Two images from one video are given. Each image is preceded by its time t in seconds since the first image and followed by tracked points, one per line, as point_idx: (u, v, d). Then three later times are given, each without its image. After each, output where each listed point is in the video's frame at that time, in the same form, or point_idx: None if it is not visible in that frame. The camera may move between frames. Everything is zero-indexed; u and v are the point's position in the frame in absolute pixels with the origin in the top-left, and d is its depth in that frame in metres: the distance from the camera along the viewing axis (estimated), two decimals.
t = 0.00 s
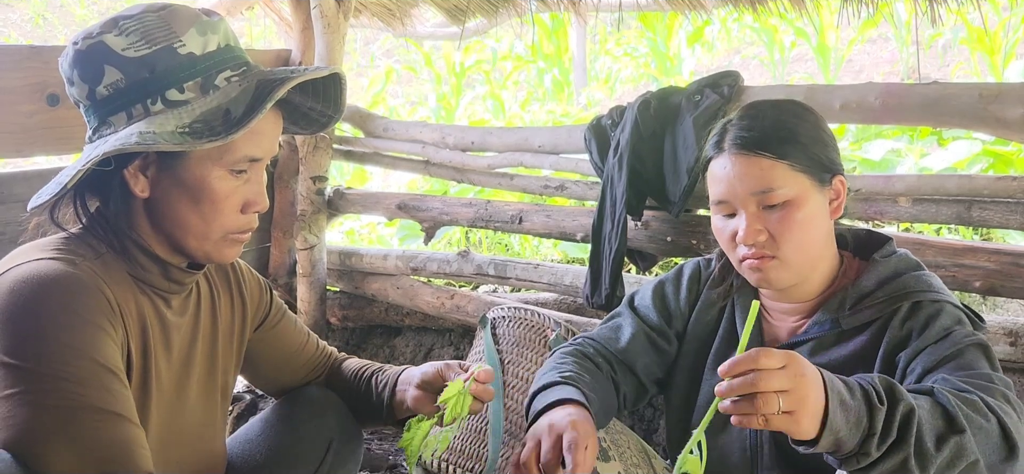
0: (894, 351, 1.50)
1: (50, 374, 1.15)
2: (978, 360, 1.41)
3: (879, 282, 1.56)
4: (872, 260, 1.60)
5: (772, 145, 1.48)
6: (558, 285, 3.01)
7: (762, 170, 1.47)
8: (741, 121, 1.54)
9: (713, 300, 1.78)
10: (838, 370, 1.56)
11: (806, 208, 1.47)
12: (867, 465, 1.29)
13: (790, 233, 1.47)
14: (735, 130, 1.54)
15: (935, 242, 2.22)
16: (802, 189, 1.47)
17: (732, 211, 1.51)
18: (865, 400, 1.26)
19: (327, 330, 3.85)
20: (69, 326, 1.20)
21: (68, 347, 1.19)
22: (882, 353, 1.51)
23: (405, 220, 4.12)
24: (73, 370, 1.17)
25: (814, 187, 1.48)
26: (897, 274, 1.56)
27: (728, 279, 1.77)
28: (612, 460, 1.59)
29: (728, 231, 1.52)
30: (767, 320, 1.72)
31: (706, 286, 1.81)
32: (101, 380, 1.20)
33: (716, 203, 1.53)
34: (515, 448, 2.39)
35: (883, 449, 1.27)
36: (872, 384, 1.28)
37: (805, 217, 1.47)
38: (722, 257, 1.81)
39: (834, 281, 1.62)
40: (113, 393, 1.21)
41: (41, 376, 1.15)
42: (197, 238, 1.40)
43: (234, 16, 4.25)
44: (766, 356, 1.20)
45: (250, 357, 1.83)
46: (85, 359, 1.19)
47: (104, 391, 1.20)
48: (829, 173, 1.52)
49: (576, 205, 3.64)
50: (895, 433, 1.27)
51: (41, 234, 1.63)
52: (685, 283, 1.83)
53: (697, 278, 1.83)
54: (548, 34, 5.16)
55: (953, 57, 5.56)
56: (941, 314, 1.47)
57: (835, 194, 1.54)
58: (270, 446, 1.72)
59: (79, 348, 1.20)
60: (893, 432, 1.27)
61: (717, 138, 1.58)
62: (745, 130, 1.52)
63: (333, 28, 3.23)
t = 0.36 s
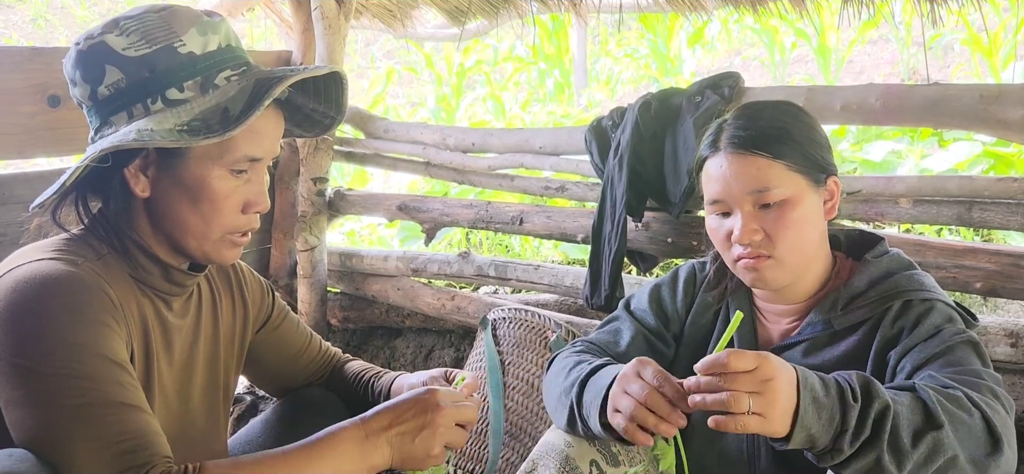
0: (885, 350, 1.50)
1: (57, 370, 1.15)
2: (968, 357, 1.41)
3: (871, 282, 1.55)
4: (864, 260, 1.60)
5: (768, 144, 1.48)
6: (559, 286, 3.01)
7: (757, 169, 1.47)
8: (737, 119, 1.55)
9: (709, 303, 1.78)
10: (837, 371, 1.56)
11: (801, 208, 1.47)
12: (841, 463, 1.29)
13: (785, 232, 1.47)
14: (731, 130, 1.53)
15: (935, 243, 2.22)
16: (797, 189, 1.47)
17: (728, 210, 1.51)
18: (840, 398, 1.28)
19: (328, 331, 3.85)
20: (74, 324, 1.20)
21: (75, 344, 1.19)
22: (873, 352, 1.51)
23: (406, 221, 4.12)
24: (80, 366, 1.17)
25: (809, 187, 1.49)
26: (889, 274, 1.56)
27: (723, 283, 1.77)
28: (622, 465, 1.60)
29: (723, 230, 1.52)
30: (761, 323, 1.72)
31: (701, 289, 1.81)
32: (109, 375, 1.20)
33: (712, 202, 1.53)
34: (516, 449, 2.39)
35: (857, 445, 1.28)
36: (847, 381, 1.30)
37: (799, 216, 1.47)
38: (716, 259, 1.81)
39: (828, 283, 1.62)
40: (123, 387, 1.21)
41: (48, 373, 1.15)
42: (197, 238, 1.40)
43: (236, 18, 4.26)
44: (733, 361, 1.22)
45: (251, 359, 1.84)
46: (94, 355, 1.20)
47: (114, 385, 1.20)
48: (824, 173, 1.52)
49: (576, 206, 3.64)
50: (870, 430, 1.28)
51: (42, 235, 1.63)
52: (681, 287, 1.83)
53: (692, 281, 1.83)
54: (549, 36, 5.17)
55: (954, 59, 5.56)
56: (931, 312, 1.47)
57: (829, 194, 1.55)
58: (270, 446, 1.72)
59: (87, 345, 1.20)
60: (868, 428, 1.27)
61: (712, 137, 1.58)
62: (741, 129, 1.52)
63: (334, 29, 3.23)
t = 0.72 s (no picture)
0: (888, 350, 1.50)
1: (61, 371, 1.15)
2: (970, 352, 1.41)
3: (870, 282, 1.55)
4: (862, 260, 1.60)
5: (769, 144, 1.48)
6: (560, 287, 3.01)
7: (759, 170, 1.47)
8: (737, 119, 1.55)
9: (708, 304, 1.78)
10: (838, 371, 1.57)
11: (802, 209, 1.47)
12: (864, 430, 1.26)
13: (785, 233, 1.47)
14: (731, 130, 1.53)
15: (937, 244, 2.22)
16: (798, 189, 1.47)
17: (728, 210, 1.51)
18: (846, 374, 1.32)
19: (329, 331, 3.85)
20: (77, 324, 1.20)
21: (79, 344, 1.19)
22: (876, 352, 1.51)
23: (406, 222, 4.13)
24: (83, 367, 1.17)
25: (809, 187, 1.49)
26: (888, 273, 1.56)
27: (722, 284, 1.77)
28: (623, 464, 1.57)
29: (723, 230, 1.52)
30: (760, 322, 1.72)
31: (700, 290, 1.81)
32: (112, 375, 1.20)
33: (712, 202, 1.53)
34: (516, 450, 2.39)
35: (879, 401, 1.27)
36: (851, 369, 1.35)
37: (800, 218, 1.47)
38: (714, 261, 1.81)
39: (827, 283, 1.62)
40: (127, 388, 1.21)
41: (51, 375, 1.15)
42: (199, 239, 1.40)
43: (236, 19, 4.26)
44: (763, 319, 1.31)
45: (250, 359, 1.84)
46: (97, 356, 1.20)
47: (117, 386, 1.20)
48: (824, 173, 1.52)
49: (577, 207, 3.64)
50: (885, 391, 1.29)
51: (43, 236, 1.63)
52: (680, 288, 1.84)
53: (691, 283, 1.83)
54: (550, 36, 5.17)
55: (954, 59, 5.56)
56: (932, 310, 1.47)
57: (829, 195, 1.55)
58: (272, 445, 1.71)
59: (90, 346, 1.20)
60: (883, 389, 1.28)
61: (713, 137, 1.58)
62: (741, 129, 1.52)
63: (335, 29, 3.23)
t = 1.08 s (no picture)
0: (892, 350, 1.50)
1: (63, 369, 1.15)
2: (973, 354, 1.41)
3: (874, 282, 1.55)
4: (866, 260, 1.60)
5: (785, 139, 1.49)
6: (561, 287, 3.01)
7: (774, 164, 1.48)
8: (755, 112, 1.55)
9: (711, 305, 1.78)
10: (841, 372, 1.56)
11: (815, 206, 1.47)
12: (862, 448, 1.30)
13: (797, 227, 1.46)
14: (749, 122, 1.54)
15: (937, 244, 2.22)
16: (812, 186, 1.48)
17: (741, 203, 1.51)
18: (850, 384, 1.32)
19: (330, 332, 3.85)
20: (77, 323, 1.20)
21: (80, 344, 1.19)
22: (880, 352, 1.51)
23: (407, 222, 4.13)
24: (83, 367, 1.17)
25: (823, 185, 1.49)
26: (891, 274, 1.56)
27: (725, 284, 1.76)
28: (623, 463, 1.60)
29: (734, 223, 1.52)
30: (765, 322, 1.71)
31: (703, 291, 1.80)
32: (112, 376, 1.20)
33: (725, 194, 1.54)
34: (517, 450, 2.38)
35: (876, 424, 1.29)
36: (856, 374, 1.35)
37: (813, 214, 1.47)
38: (717, 261, 1.81)
39: (832, 283, 1.61)
40: (128, 390, 1.21)
41: (52, 375, 1.14)
42: (200, 238, 1.39)
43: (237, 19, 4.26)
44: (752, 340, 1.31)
45: (251, 353, 1.85)
46: (97, 357, 1.19)
47: (117, 387, 1.20)
48: (836, 173, 1.53)
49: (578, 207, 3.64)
50: (886, 408, 1.29)
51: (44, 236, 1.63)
52: (682, 289, 1.83)
53: (693, 284, 1.83)
54: (550, 36, 5.17)
55: (954, 59, 5.56)
56: (936, 312, 1.47)
57: (839, 196, 1.56)
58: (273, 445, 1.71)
59: (89, 346, 1.19)
60: (883, 407, 1.29)
61: (729, 130, 1.58)
62: (759, 121, 1.53)
63: (335, 30, 3.23)
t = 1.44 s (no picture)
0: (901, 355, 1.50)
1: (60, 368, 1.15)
2: (981, 372, 1.41)
3: (886, 288, 1.56)
4: (878, 263, 1.59)
5: (789, 138, 1.49)
6: (561, 287, 3.01)
7: (779, 163, 1.48)
8: (760, 111, 1.56)
9: (715, 304, 1.78)
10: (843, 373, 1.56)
11: (819, 205, 1.47)
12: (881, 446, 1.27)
13: (801, 226, 1.46)
14: (754, 121, 1.55)
15: (937, 244, 2.21)
16: (817, 185, 1.47)
17: (745, 202, 1.51)
18: (910, 386, 1.24)
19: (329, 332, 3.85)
20: (73, 323, 1.20)
21: (76, 344, 1.18)
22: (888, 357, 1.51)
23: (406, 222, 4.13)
24: (79, 367, 1.17)
25: (828, 184, 1.49)
26: (904, 279, 1.56)
27: (729, 284, 1.76)
28: (624, 464, 1.60)
29: (739, 223, 1.52)
30: (770, 323, 1.71)
31: (707, 290, 1.81)
32: (109, 377, 1.20)
33: (729, 193, 1.53)
34: (517, 450, 2.38)
35: (900, 433, 1.25)
36: (920, 373, 1.26)
37: (817, 213, 1.47)
38: (723, 260, 1.81)
39: (838, 288, 1.62)
40: (123, 391, 1.21)
41: (48, 374, 1.14)
42: (198, 238, 1.39)
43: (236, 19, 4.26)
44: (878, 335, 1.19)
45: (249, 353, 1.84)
46: (93, 357, 1.19)
47: (113, 388, 1.20)
48: (842, 173, 1.52)
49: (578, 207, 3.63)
50: (919, 423, 1.25)
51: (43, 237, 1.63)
52: (685, 287, 1.83)
53: (696, 283, 1.83)
54: (550, 36, 5.17)
55: (954, 59, 5.56)
56: (948, 322, 1.46)
57: (845, 196, 1.56)
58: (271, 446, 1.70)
59: (82, 346, 1.19)
60: (917, 422, 1.24)
61: (734, 129, 1.59)
62: (764, 120, 1.53)
63: (335, 30, 3.23)
